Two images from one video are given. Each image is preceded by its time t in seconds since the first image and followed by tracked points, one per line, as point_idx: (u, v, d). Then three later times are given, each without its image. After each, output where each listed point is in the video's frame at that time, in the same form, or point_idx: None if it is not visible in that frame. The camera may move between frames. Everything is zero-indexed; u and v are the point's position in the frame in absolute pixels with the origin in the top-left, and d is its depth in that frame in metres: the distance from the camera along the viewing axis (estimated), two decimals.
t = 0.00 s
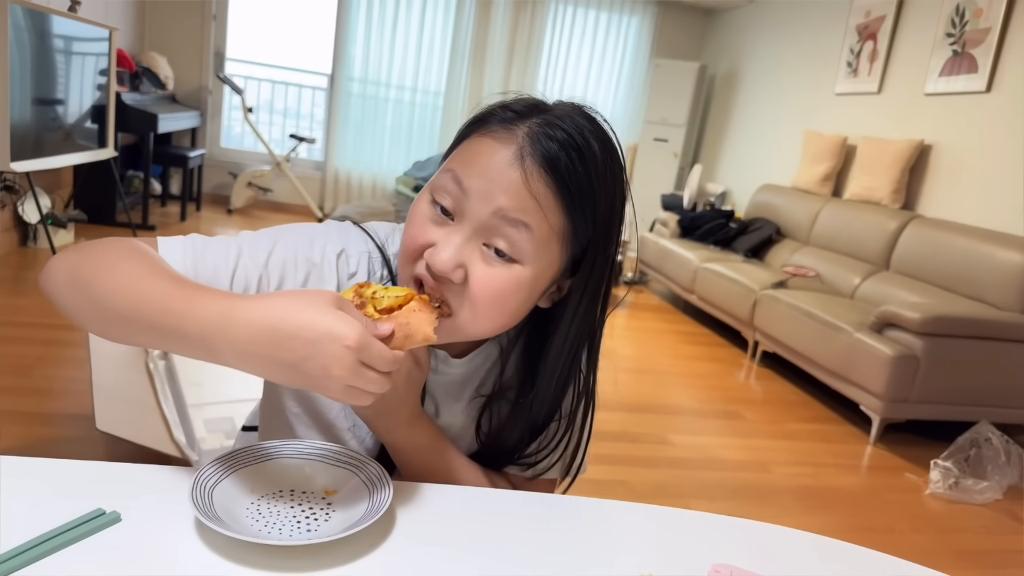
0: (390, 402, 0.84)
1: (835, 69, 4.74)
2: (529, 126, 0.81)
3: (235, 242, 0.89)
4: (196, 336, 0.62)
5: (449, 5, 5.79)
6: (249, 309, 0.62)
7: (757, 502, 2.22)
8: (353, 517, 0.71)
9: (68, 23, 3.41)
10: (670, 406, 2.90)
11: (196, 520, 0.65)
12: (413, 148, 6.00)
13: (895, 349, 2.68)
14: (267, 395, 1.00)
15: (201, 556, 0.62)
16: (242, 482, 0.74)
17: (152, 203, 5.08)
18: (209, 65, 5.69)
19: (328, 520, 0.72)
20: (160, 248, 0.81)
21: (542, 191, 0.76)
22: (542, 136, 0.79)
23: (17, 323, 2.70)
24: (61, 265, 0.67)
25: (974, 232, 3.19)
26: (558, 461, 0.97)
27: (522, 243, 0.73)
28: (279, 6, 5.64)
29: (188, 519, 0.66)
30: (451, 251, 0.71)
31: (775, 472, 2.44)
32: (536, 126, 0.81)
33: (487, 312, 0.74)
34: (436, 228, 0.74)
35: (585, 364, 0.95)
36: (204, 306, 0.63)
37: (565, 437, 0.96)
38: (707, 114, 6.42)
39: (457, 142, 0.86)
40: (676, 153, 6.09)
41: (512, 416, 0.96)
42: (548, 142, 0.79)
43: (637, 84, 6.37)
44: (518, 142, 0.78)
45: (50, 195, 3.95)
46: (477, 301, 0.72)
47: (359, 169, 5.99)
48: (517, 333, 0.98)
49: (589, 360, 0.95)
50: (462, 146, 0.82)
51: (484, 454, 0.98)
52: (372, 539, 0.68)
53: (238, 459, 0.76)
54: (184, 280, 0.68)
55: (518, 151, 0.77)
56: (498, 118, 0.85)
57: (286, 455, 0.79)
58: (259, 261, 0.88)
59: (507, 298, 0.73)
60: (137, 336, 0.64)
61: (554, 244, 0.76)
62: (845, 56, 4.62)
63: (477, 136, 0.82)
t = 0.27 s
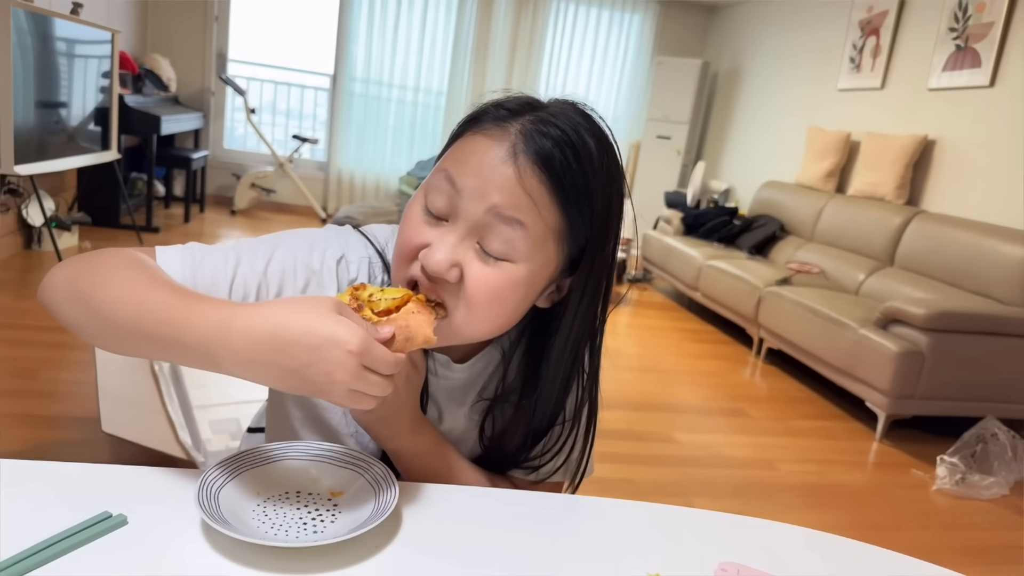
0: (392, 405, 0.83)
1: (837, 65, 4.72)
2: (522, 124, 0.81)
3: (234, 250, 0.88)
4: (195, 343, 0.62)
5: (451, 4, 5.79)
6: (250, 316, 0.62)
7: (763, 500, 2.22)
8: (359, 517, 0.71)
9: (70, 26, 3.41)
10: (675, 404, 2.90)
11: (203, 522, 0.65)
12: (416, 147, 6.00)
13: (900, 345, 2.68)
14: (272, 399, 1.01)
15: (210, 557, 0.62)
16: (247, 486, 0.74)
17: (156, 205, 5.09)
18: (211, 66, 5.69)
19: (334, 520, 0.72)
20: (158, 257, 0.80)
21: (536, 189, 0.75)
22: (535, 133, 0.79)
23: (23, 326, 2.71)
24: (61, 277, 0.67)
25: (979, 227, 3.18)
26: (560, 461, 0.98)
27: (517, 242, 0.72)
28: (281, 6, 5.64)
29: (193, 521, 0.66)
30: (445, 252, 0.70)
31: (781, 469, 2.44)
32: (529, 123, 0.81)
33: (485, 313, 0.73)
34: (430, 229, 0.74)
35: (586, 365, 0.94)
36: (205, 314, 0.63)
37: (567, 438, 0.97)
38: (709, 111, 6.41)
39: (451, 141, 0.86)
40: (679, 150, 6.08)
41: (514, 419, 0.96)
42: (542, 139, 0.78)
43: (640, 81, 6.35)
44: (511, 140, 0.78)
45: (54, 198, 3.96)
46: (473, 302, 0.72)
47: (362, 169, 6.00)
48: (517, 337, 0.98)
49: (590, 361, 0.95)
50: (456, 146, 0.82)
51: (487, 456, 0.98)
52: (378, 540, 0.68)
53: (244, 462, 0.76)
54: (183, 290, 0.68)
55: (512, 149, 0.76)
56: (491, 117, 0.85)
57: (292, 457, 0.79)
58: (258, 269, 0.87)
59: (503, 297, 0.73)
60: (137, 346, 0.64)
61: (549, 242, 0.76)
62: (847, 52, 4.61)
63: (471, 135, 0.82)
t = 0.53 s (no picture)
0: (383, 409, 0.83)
1: (833, 64, 4.74)
2: (503, 133, 0.81)
3: (225, 258, 0.87)
4: (181, 357, 0.62)
5: (448, 5, 5.80)
6: (235, 330, 0.62)
7: (763, 498, 2.22)
8: (355, 519, 0.71)
9: (66, 29, 3.41)
10: (674, 403, 2.90)
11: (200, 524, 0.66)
12: (414, 148, 6.00)
13: (898, 343, 2.68)
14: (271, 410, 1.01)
15: (208, 559, 0.63)
16: (244, 488, 0.74)
17: (154, 207, 5.09)
18: (208, 68, 5.70)
19: (331, 521, 0.72)
20: (148, 268, 0.80)
21: (517, 199, 0.75)
22: (515, 143, 0.79)
23: (23, 330, 2.70)
24: (51, 289, 0.67)
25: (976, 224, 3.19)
26: (551, 462, 0.99)
27: (499, 255, 0.72)
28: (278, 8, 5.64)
29: (191, 523, 0.66)
30: (427, 266, 0.70)
31: (780, 467, 2.45)
32: (510, 131, 0.81)
33: (469, 325, 0.73)
34: (412, 242, 0.73)
35: (576, 369, 0.94)
36: (190, 329, 0.63)
37: (558, 440, 0.97)
38: (706, 111, 6.42)
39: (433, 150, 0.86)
40: (676, 150, 6.10)
41: (506, 422, 0.96)
42: (522, 149, 0.78)
43: (636, 81, 6.36)
44: (491, 150, 0.78)
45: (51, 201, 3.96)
46: (457, 315, 0.72)
47: (360, 171, 6.00)
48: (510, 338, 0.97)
49: (581, 365, 0.95)
50: (436, 158, 0.82)
51: (480, 457, 0.99)
52: (376, 540, 0.68)
53: (241, 463, 0.76)
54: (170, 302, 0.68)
55: (492, 160, 0.76)
56: (471, 126, 0.85)
57: (290, 458, 0.79)
58: (249, 277, 0.87)
59: (487, 310, 0.73)
60: (124, 360, 0.64)
61: (532, 253, 0.76)
62: (843, 51, 4.62)
63: (452, 145, 0.82)
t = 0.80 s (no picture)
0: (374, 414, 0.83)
1: (833, 66, 4.73)
2: (500, 135, 0.81)
3: (215, 267, 0.87)
4: (165, 374, 0.62)
5: (448, 6, 5.80)
6: (221, 347, 0.62)
7: (761, 500, 2.22)
8: (351, 519, 0.72)
9: (66, 28, 3.41)
10: (673, 404, 2.90)
11: (197, 524, 0.65)
12: (413, 149, 6.00)
13: (897, 345, 2.68)
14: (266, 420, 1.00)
15: (205, 558, 0.63)
16: (241, 489, 0.74)
17: (153, 207, 5.09)
18: (208, 69, 5.70)
19: (328, 522, 0.72)
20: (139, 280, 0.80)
21: (514, 202, 0.75)
22: (512, 145, 0.79)
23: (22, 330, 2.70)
24: (43, 305, 0.68)
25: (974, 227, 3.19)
26: (548, 464, 0.99)
27: (495, 259, 0.72)
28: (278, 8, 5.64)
29: (187, 522, 0.67)
30: (422, 269, 0.70)
31: (778, 469, 2.45)
32: (507, 133, 0.81)
33: (463, 329, 0.73)
34: (407, 246, 0.73)
35: (573, 371, 0.94)
36: (174, 346, 0.63)
37: (554, 442, 0.98)
38: (707, 112, 6.42)
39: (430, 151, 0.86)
40: (676, 151, 6.10)
41: (502, 424, 0.96)
42: (519, 151, 0.79)
43: (636, 82, 6.36)
44: (488, 153, 0.78)
45: (50, 201, 3.96)
46: (451, 319, 0.72)
47: (360, 171, 6.00)
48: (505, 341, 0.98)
49: (578, 368, 0.95)
50: (433, 160, 0.82)
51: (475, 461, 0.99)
52: (373, 540, 0.68)
53: (238, 463, 0.76)
54: (157, 317, 0.68)
55: (489, 163, 0.76)
56: (469, 129, 0.85)
57: (287, 458, 0.79)
58: (240, 284, 0.87)
59: (482, 314, 0.73)
60: (111, 376, 0.64)
61: (529, 256, 0.76)
62: (843, 53, 4.62)
63: (449, 147, 0.82)
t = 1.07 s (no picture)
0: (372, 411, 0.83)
1: (833, 66, 4.74)
2: (502, 134, 0.81)
3: (210, 271, 0.88)
4: (158, 381, 0.62)
5: (447, 6, 5.80)
6: (215, 353, 0.62)
7: (760, 499, 2.23)
8: (350, 518, 0.72)
9: (65, 28, 3.40)
10: (672, 403, 2.90)
11: (196, 523, 0.66)
12: (413, 149, 6.00)
13: (896, 344, 2.68)
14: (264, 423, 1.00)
15: (205, 557, 0.63)
16: (240, 488, 0.74)
17: (152, 207, 5.09)
18: (207, 68, 5.70)
19: (326, 521, 0.72)
20: (133, 285, 0.80)
21: (515, 202, 0.75)
22: (514, 145, 0.79)
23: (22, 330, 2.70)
24: (36, 312, 0.68)
25: (973, 226, 3.19)
26: (549, 461, 1.00)
27: (495, 259, 0.72)
28: (277, 7, 5.64)
29: (187, 521, 0.66)
30: (423, 269, 0.70)
31: (777, 468, 2.45)
32: (509, 133, 0.81)
33: (462, 329, 0.73)
34: (407, 245, 0.73)
35: (575, 369, 0.94)
36: (165, 354, 0.63)
37: (556, 440, 0.98)
38: (706, 111, 6.42)
39: (431, 150, 0.86)
40: (676, 150, 6.10)
41: (501, 423, 0.97)
42: (521, 151, 0.79)
43: (636, 81, 6.36)
44: (489, 152, 0.78)
45: (49, 200, 3.96)
46: (451, 319, 0.72)
47: (359, 171, 6.00)
48: (504, 340, 0.98)
49: (578, 366, 0.95)
50: (434, 158, 0.82)
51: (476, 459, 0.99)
52: (372, 538, 0.68)
53: (236, 462, 0.76)
54: (150, 323, 0.68)
55: (491, 162, 0.76)
56: (471, 127, 0.85)
57: (286, 457, 0.79)
58: (234, 289, 0.87)
59: (482, 315, 0.73)
60: (104, 383, 0.65)
61: (529, 256, 0.76)
62: (842, 52, 4.62)
63: (451, 146, 0.82)
